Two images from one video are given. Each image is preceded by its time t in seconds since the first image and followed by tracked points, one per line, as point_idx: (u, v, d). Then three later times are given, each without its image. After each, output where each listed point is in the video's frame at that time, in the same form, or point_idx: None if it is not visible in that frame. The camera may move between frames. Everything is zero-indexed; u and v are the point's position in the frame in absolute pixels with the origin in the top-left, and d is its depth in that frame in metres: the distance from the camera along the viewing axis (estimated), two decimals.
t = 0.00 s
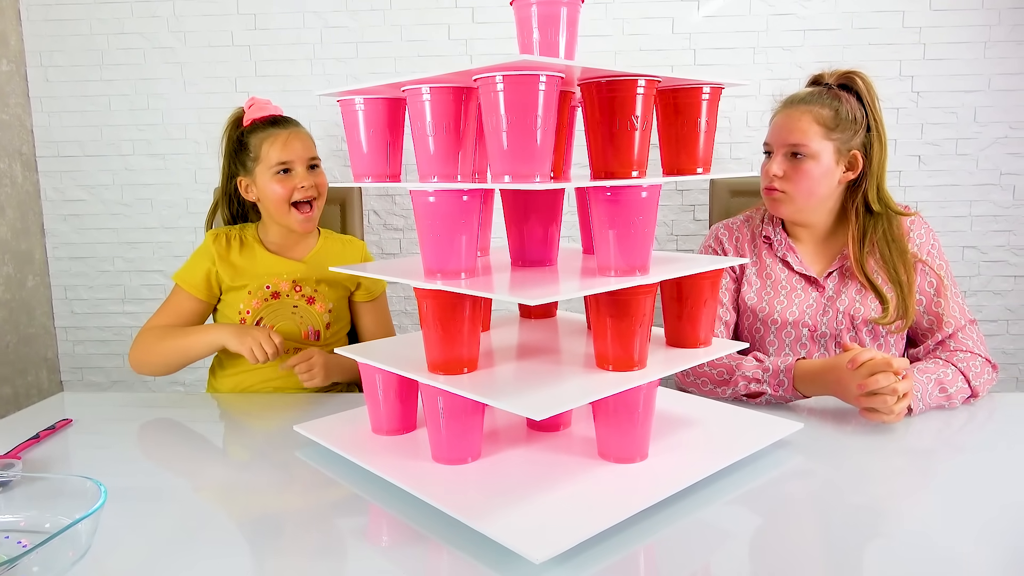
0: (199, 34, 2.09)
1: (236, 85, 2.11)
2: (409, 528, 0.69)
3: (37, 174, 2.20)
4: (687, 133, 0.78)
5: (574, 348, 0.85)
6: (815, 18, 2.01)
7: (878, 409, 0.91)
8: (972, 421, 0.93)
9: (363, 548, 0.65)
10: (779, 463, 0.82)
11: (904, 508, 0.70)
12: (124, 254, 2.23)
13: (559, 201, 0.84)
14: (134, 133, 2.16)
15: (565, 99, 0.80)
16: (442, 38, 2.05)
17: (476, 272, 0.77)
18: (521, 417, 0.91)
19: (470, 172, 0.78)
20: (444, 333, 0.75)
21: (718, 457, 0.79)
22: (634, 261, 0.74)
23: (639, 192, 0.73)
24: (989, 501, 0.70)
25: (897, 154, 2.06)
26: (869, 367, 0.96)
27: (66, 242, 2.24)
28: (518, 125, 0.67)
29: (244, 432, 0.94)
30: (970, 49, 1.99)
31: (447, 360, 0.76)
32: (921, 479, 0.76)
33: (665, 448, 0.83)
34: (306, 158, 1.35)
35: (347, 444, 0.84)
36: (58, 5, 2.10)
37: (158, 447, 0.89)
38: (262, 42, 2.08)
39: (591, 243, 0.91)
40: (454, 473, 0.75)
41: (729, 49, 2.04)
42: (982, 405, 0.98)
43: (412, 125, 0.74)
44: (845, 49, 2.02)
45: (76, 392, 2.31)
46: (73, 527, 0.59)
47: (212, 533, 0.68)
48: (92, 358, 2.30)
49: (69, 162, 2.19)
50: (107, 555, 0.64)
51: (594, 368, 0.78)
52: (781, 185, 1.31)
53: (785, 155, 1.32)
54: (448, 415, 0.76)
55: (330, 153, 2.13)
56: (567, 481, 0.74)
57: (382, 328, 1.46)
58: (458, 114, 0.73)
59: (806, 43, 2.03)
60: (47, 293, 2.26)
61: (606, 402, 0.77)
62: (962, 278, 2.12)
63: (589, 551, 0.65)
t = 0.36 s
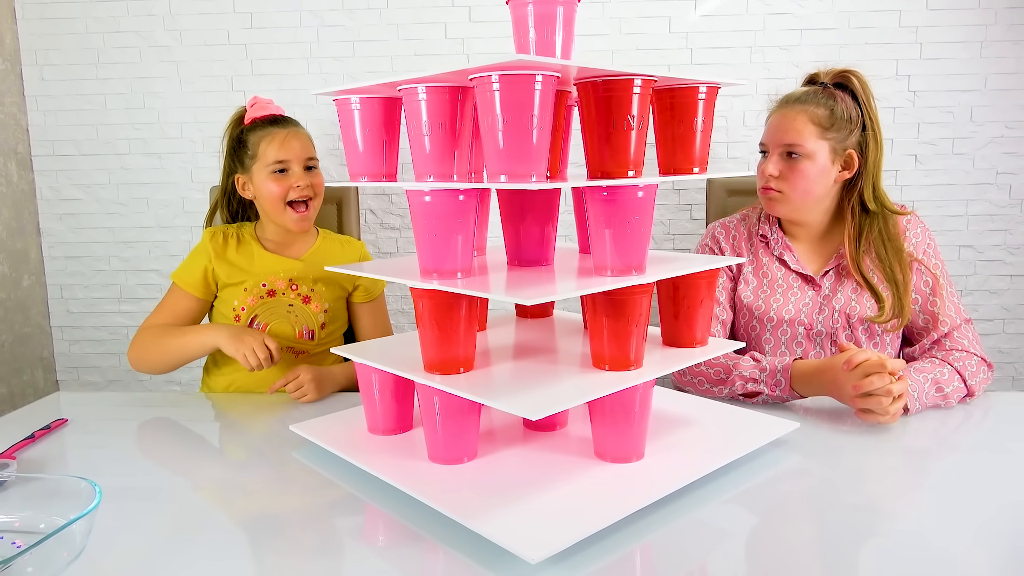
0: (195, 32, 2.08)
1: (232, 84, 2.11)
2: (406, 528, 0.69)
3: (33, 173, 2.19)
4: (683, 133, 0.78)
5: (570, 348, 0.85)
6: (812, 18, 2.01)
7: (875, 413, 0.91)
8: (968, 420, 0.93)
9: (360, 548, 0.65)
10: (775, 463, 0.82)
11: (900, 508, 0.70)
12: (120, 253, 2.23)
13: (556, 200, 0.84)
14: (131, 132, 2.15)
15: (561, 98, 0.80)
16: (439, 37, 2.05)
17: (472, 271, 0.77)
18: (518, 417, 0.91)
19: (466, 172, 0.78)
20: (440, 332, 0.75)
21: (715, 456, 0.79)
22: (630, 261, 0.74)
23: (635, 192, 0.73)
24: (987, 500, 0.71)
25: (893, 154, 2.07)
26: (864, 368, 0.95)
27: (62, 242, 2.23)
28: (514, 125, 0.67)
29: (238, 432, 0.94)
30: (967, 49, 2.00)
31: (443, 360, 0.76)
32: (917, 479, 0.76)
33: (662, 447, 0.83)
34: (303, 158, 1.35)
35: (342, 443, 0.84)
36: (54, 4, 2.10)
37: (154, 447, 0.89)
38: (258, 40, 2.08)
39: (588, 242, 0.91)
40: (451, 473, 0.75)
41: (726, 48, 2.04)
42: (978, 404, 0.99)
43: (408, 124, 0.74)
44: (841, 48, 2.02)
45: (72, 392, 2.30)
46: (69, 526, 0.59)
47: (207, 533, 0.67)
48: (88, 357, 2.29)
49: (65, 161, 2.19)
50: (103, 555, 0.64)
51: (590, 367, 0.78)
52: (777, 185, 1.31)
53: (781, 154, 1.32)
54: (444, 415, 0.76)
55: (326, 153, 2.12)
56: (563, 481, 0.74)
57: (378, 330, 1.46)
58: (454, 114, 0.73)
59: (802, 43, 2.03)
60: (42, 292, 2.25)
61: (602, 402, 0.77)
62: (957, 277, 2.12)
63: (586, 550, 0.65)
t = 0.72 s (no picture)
0: (194, 25, 2.08)
1: (230, 77, 2.10)
2: (399, 523, 0.69)
3: (29, 164, 2.19)
4: (681, 131, 0.78)
5: (565, 344, 0.85)
6: (811, 17, 2.01)
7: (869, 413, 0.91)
8: (962, 421, 0.93)
9: (353, 543, 0.65)
10: (769, 462, 0.82)
11: (893, 508, 0.70)
12: (117, 246, 2.22)
13: (552, 197, 0.84)
14: (128, 124, 2.15)
15: (559, 95, 0.79)
16: (438, 32, 2.04)
17: (467, 268, 0.77)
18: (513, 413, 0.91)
19: (463, 167, 0.78)
20: (435, 328, 0.74)
21: (709, 454, 0.79)
22: (625, 259, 0.74)
23: (632, 189, 0.72)
24: (980, 502, 0.71)
25: (891, 154, 2.07)
26: (858, 368, 0.96)
27: (58, 234, 2.23)
28: (510, 121, 0.67)
29: (232, 426, 0.94)
30: (966, 50, 2.00)
31: (438, 356, 0.75)
32: (911, 479, 0.76)
33: (656, 445, 0.83)
34: (300, 153, 1.35)
35: (336, 438, 0.84)
36: None
37: (148, 440, 0.89)
38: (256, 33, 2.07)
39: (583, 239, 0.91)
40: (444, 469, 0.75)
41: (725, 47, 2.04)
42: (973, 405, 0.99)
43: (405, 119, 0.74)
44: (840, 48, 2.02)
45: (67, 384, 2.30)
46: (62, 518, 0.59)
47: (200, 527, 0.67)
48: (83, 350, 2.29)
49: (61, 153, 2.18)
50: (95, 548, 0.64)
51: (585, 364, 0.78)
52: (775, 185, 1.31)
53: (780, 154, 1.32)
54: (439, 411, 0.76)
55: (324, 147, 2.12)
56: (557, 478, 0.74)
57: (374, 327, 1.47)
58: (451, 109, 0.72)
59: (802, 42, 2.03)
60: (38, 284, 2.25)
61: (596, 399, 0.77)
62: (954, 278, 2.12)
63: (578, 547, 0.65)
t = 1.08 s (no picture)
0: (191, 21, 2.07)
1: (227, 73, 2.10)
2: (397, 521, 0.69)
3: (26, 160, 2.18)
4: (677, 128, 0.78)
5: (562, 342, 0.85)
6: (809, 15, 2.01)
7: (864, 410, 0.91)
8: (958, 419, 0.93)
9: (350, 540, 0.65)
10: (765, 459, 0.82)
11: (888, 506, 0.70)
12: (113, 242, 2.22)
13: (549, 194, 0.84)
14: (124, 121, 2.14)
15: (556, 92, 0.79)
16: (435, 29, 2.04)
17: (464, 265, 0.77)
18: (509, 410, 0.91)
19: (459, 164, 0.78)
20: (431, 325, 0.74)
21: (705, 451, 0.79)
22: (622, 256, 0.74)
23: (628, 187, 0.72)
24: (975, 499, 0.71)
25: (888, 152, 2.07)
26: (853, 366, 0.96)
27: (55, 230, 2.22)
28: (506, 118, 0.67)
29: (230, 423, 0.94)
30: (964, 48, 2.00)
31: (434, 353, 0.75)
32: (906, 477, 0.76)
33: (652, 442, 0.83)
34: (298, 153, 1.34)
35: (333, 435, 0.84)
36: None
37: (144, 437, 0.89)
38: (253, 29, 2.07)
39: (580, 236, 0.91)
40: (441, 466, 0.75)
41: (723, 44, 2.04)
42: (968, 403, 0.99)
43: (402, 116, 0.74)
44: (838, 46, 2.02)
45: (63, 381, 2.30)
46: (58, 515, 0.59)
47: (196, 524, 0.67)
48: (80, 346, 2.29)
49: (58, 149, 2.17)
50: (92, 545, 0.64)
51: (581, 362, 0.78)
52: (775, 182, 1.31)
53: (780, 152, 1.32)
54: (435, 408, 0.76)
55: (321, 144, 2.12)
56: (553, 475, 0.74)
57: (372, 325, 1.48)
58: (448, 106, 0.72)
59: (799, 40, 2.03)
60: (35, 280, 2.24)
61: (592, 396, 0.77)
62: (950, 276, 2.13)
63: (575, 544, 0.65)
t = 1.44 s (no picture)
0: (189, 19, 2.07)
1: (225, 71, 2.09)
2: (395, 519, 0.69)
3: (24, 158, 2.18)
4: (676, 128, 0.78)
5: (560, 341, 0.85)
6: (808, 15, 2.02)
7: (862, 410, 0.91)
8: (954, 418, 0.94)
9: (349, 539, 0.65)
10: (763, 459, 0.82)
11: (885, 505, 0.70)
12: (112, 240, 2.22)
13: (548, 195, 0.84)
14: (123, 119, 2.14)
15: (555, 92, 0.80)
16: (434, 28, 2.04)
17: (462, 265, 0.77)
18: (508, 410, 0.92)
19: (458, 163, 0.78)
20: (430, 324, 0.75)
21: (703, 451, 0.80)
22: (621, 256, 0.74)
23: (627, 187, 0.72)
24: (972, 499, 0.71)
25: (887, 152, 2.07)
26: (851, 366, 0.96)
27: (53, 228, 2.22)
28: (505, 118, 0.67)
29: (229, 422, 0.94)
30: (962, 48, 2.00)
31: (433, 352, 0.76)
32: (903, 476, 0.77)
33: (650, 442, 0.83)
34: (292, 161, 1.34)
35: (331, 434, 0.84)
36: None
37: (143, 436, 0.89)
38: (252, 28, 2.06)
39: (579, 235, 0.91)
40: (439, 465, 0.76)
41: (722, 44, 2.04)
42: (965, 403, 0.99)
43: (401, 116, 0.74)
44: (837, 46, 2.02)
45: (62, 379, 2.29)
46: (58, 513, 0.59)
47: (195, 523, 0.67)
48: (78, 344, 2.28)
49: (56, 147, 2.17)
50: (91, 544, 0.64)
51: (580, 361, 0.78)
52: (774, 182, 1.31)
53: (779, 151, 1.32)
54: (433, 407, 0.76)
55: (320, 142, 2.12)
56: (552, 474, 0.74)
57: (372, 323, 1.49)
58: (447, 105, 0.72)
59: (798, 40, 2.03)
60: (33, 278, 2.24)
61: (590, 395, 0.77)
62: (948, 276, 2.13)
63: (573, 543, 0.65)
